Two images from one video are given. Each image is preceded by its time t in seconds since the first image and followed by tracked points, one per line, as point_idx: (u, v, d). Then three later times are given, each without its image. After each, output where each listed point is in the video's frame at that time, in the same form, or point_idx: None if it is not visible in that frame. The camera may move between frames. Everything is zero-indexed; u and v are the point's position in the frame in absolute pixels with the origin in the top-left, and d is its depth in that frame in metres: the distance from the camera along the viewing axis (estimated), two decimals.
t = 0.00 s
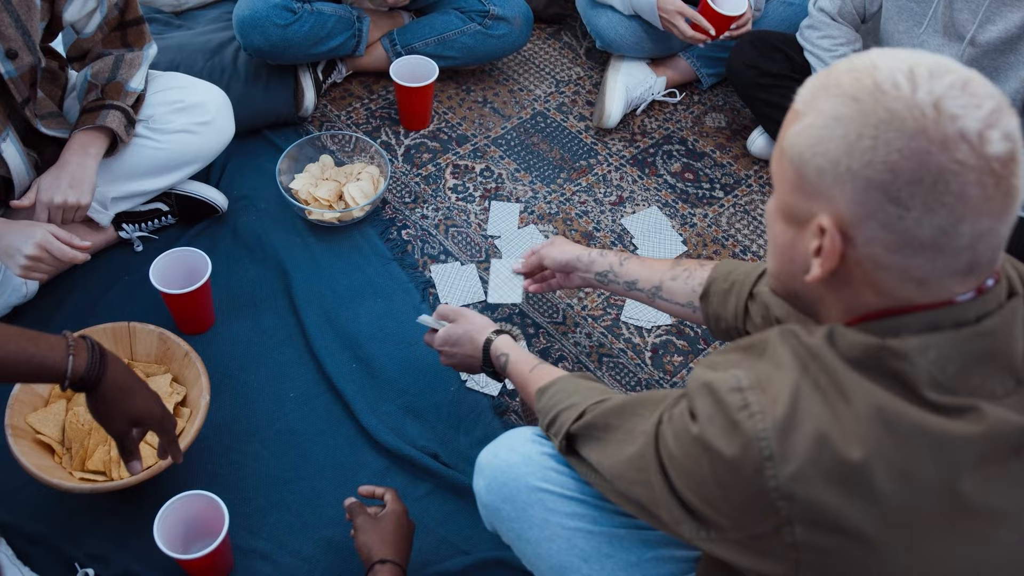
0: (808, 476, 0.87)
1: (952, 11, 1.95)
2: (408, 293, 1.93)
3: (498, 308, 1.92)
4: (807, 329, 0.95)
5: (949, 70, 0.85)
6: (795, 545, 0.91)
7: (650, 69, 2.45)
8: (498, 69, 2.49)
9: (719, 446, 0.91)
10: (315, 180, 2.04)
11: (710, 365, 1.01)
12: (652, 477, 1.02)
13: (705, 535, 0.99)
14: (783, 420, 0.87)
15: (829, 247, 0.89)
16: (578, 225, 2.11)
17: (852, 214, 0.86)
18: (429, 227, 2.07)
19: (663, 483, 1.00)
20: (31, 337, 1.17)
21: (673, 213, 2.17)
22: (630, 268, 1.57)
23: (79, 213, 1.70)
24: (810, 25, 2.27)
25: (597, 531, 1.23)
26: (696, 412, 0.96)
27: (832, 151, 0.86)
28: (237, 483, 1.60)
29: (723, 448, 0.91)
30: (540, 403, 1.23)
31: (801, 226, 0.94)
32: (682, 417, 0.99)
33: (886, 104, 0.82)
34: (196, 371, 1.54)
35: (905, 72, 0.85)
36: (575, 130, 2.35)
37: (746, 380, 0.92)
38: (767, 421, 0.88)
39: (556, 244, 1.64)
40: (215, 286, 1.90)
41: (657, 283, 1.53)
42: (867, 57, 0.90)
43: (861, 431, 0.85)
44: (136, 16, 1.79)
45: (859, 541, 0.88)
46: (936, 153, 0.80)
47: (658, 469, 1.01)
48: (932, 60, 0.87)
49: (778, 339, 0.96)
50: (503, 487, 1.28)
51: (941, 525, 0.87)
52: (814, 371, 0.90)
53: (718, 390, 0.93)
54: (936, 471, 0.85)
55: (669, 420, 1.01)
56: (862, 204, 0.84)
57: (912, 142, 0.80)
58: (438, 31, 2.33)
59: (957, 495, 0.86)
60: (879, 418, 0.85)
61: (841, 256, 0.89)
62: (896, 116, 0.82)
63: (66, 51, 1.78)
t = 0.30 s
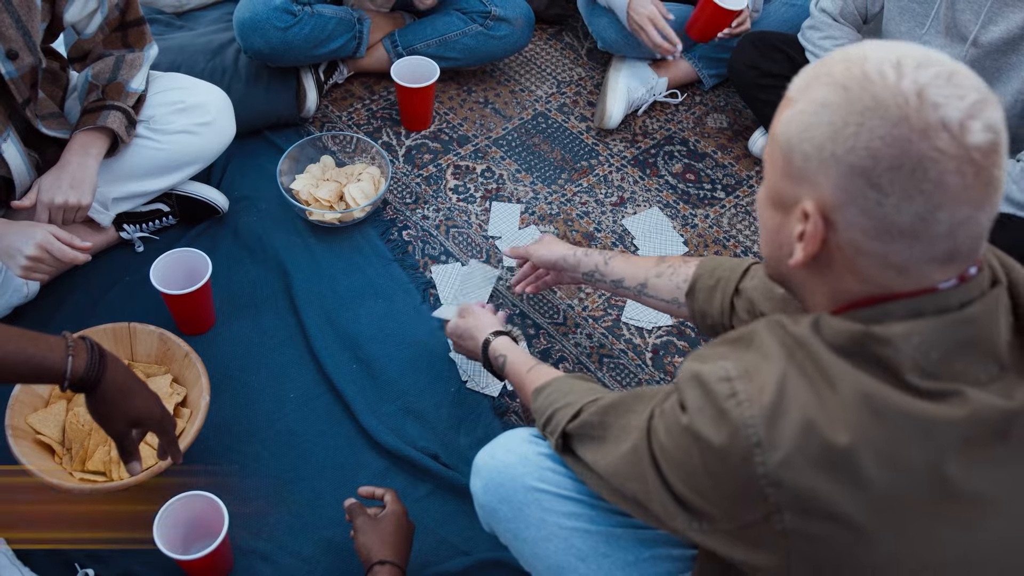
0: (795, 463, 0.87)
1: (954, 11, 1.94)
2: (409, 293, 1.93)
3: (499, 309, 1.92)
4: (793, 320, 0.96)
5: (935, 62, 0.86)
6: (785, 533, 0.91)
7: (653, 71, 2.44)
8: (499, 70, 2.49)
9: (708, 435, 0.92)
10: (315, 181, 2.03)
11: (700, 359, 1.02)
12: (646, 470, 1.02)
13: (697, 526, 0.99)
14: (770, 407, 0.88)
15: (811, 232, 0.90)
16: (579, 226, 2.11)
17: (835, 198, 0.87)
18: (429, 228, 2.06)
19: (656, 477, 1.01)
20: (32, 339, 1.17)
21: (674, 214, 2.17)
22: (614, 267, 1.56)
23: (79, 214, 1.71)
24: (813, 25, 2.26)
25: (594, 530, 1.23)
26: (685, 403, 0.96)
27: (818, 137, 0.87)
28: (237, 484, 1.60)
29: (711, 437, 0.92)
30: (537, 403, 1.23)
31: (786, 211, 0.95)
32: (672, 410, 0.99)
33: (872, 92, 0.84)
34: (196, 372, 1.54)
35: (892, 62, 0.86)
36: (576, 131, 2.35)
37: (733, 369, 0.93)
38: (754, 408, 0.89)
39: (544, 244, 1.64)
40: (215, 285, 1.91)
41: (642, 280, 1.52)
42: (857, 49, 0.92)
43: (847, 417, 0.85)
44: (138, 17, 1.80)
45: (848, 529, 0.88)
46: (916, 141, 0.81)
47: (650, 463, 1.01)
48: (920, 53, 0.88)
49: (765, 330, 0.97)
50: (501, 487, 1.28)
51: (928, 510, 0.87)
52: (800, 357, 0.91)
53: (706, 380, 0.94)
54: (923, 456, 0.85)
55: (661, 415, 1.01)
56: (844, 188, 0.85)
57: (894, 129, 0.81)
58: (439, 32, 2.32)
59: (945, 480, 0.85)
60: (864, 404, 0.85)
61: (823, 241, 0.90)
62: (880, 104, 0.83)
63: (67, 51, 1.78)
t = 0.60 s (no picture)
0: (793, 456, 0.86)
1: (955, 11, 1.93)
2: (409, 294, 1.92)
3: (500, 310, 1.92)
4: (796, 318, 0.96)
5: (909, 61, 0.85)
6: (782, 526, 0.91)
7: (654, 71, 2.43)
8: (500, 70, 2.49)
9: (708, 427, 0.92)
10: (315, 182, 2.03)
11: (704, 356, 1.02)
12: (648, 465, 1.02)
13: (697, 520, 0.99)
14: (769, 399, 0.88)
15: (803, 233, 0.89)
16: (580, 226, 2.10)
17: (823, 197, 0.86)
18: (430, 229, 2.06)
19: (658, 471, 1.00)
20: (30, 340, 1.17)
21: (675, 215, 2.16)
22: (648, 273, 1.58)
23: (78, 214, 1.71)
24: (813, 26, 2.25)
25: (595, 532, 1.23)
26: (686, 396, 0.97)
27: (802, 138, 0.86)
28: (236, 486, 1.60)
29: (711, 429, 0.92)
30: (546, 396, 1.24)
31: (780, 215, 0.94)
32: (674, 403, 0.99)
33: (849, 92, 0.83)
34: (195, 373, 1.54)
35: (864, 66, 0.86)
36: (577, 131, 2.35)
37: (735, 363, 0.93)
38: (754, 401, 0.89)
39: (567, 250, 1.64)
40: (215, 286, 1.91)
41: (676, 288, 1.53)
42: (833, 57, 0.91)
43: (845, 412, 0.85)
44: (138, 18, 1.80)
45: (845, 524, 0.88)
46: (895, 133, 0.80)
47: (652, 456, 1.01)
48: (897, 53, 0.88)
49: (768, 328, 0.97)
50: (501, 489, 1.27)
51: (926, 508, 0.86)
52: (801, 353, 0.90)
53: (708, 372, 0.94)
54: (922, 453, 0.84)
55: (663, 409, 1.01)
56: (829, 184, 0.84)
57: (872, 124, 0.81)
58: (441, 33, 2.32)
59: (943, 480, 0.85)
60: (863, 400, 0.84)
61: (816, 242, 0.89)
62: (857, 101, 0.82)
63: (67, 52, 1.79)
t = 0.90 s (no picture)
0: (799, 456, 0.86)
1: (955, 11, 1.93)
2: (407, 295, 1.92)
3: (498, 311, 1.91)
4: (805, 319, 0.95)
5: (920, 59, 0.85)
6: (785, 526, 0.91)
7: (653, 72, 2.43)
8: (499, 70, 2.49)
9: (714, 424, 0.91)
10: (313, 182, 2.03)
11: (711, 352, 1.00)
12: (652, 463, 1.02)
13: (699, 519, 1.00)
14: (777, 398, 0.87)
15: (816, 231, 0.88)
16: (578, 227, 2.10)
17: (834, 195, 0.85)
18: (428, 229, 2.06)
19: (662, 468, 1.00)
20: (24, 341, 1.16)
21: (673, 215, 2.16)
22: (672, 271, 1.61)
23: (76, 214, 1.71)
24: (813, 26, 2.25)
25: (594, 533, 1.22)
26: (692, 393, 0.95)
27: (814, 136, 0.86)
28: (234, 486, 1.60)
29: (717, 426, 0.91)
30: (557, 391, 1.26)
31: (791, 216, 0.93)
32: (681, 400, 0.99)
33: (862, 88, 0.83)
34: (192, 373, 1.54)
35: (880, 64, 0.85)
36: (576, 131, 2.34)
37: (742, 361, 0.92)
38: (761, 399, 0.88)
39: (590, 252, 1.66)
40: (213, 286, 1.90)
41: (699, 289, 1.56)
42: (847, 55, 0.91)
43: (854, 413, 0.84)
44: (135, 18, 1.79)
45: (850, 526, 0.87)
46: (906, 128, 0.80)
47: (657, 454, 1.01)
48: (904, 53, 0.88)
49: (778, 328, 0.95)
50: (501, 488, 1.28)
51: (932, 512, 0.86)
52: (810, 353, 0.89)
53: (714, 369, 0.93)
54: (930, 456, 0.84)
55: (668, 407, 1.01)
56: (841, 182, 0.84)
57: (884, 120, 0.81)
58: (438, 32, 2.31)
59: (948, 483, 0.85)
60: (872, 400, 0.84)
61: (828, 239, 0.89)
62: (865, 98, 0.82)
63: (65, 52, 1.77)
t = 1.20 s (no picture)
0: (817, 454, 0.85)
1: (955, 11, 1.93)
2: (406, 296, 1.92)
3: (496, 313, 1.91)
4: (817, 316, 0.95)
5: (950, 57, 0.86)
6: (802, 526, 0.89)
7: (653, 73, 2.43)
8: (499, 71, 2.49)
9: (729, 423, 0.90)
10: (312, 184, 2.02)
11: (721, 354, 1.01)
12: (660, 464, 1.02)
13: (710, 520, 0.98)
14: (793, 396, 0.86)
15: (833, 225, 0.88)
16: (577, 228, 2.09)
17: (855, 190, 0.85)
18: (427, 230, 2.06)
19: (670, 469, 1.00)
20: (20, 343, 1.16)
21: (673, 216, 2.15)
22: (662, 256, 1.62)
23: (74, 213, 1.71)
24: (813, 26, 2.24)
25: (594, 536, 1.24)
26: (705, 393, 0.95)
27: (840, 130, 0.86)
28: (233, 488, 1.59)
29: (732, 425, 0.90)
30: (561, 392, 1.27)
31: (810, 208, 0.94)
32: (692, 400, 0.98)
33: (890, 84, 0.83)
34: (190, 375, 1.54)
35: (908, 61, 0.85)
36: (575, 132, 2.34)
37: (756, 360, 0.91)
38: (777, 397, 0.87)
39: (594, 230, 1.70)
40: (212, 288, 1.90)
41: (684, 272, 1.57)
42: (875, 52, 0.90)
43: (872, 409, 0.84)
44: (134, 20, 1.79)
45: (868, 525, 0.86)
46: (934, 129, 0.79)
47: (665, 454, 1.01)
48: (935, 51, 0.88)
49: (790, 325, 0.95)
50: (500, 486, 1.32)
51: (950, 510, 0.85)
52: (825, 351, 0.89)
53: (728, 369, 0.93)
54: (949, 452, 0.83)
55: (678, 407, 1.01)
56: (863, 178, 0.84)
57: (911, 118, 0.80)
58: (438, 33, 2.31)
59: (968, 480, 0.84)
60: (891, 397, 0.83)
61: (846, 236, 0.88)
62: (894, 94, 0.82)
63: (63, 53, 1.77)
